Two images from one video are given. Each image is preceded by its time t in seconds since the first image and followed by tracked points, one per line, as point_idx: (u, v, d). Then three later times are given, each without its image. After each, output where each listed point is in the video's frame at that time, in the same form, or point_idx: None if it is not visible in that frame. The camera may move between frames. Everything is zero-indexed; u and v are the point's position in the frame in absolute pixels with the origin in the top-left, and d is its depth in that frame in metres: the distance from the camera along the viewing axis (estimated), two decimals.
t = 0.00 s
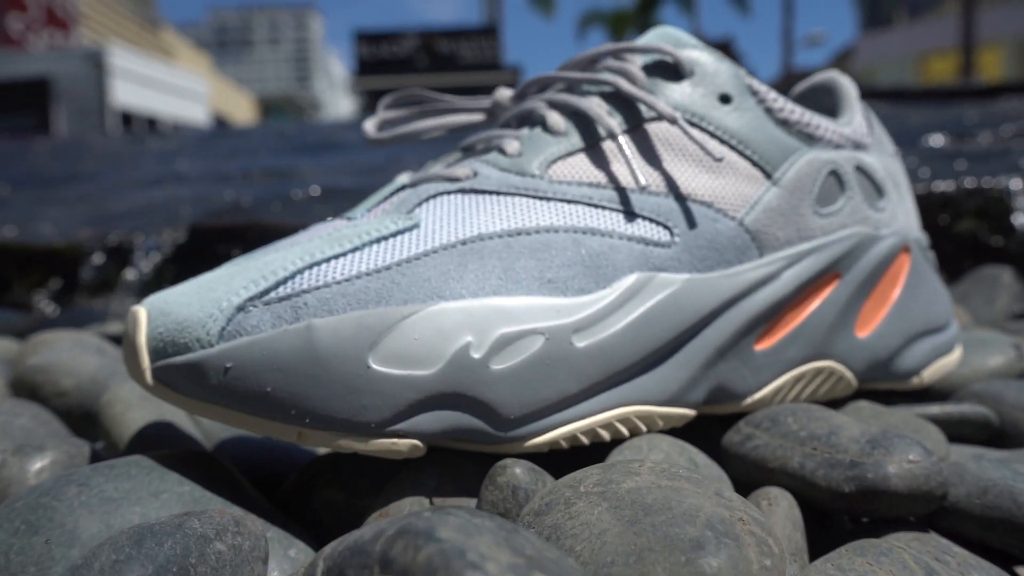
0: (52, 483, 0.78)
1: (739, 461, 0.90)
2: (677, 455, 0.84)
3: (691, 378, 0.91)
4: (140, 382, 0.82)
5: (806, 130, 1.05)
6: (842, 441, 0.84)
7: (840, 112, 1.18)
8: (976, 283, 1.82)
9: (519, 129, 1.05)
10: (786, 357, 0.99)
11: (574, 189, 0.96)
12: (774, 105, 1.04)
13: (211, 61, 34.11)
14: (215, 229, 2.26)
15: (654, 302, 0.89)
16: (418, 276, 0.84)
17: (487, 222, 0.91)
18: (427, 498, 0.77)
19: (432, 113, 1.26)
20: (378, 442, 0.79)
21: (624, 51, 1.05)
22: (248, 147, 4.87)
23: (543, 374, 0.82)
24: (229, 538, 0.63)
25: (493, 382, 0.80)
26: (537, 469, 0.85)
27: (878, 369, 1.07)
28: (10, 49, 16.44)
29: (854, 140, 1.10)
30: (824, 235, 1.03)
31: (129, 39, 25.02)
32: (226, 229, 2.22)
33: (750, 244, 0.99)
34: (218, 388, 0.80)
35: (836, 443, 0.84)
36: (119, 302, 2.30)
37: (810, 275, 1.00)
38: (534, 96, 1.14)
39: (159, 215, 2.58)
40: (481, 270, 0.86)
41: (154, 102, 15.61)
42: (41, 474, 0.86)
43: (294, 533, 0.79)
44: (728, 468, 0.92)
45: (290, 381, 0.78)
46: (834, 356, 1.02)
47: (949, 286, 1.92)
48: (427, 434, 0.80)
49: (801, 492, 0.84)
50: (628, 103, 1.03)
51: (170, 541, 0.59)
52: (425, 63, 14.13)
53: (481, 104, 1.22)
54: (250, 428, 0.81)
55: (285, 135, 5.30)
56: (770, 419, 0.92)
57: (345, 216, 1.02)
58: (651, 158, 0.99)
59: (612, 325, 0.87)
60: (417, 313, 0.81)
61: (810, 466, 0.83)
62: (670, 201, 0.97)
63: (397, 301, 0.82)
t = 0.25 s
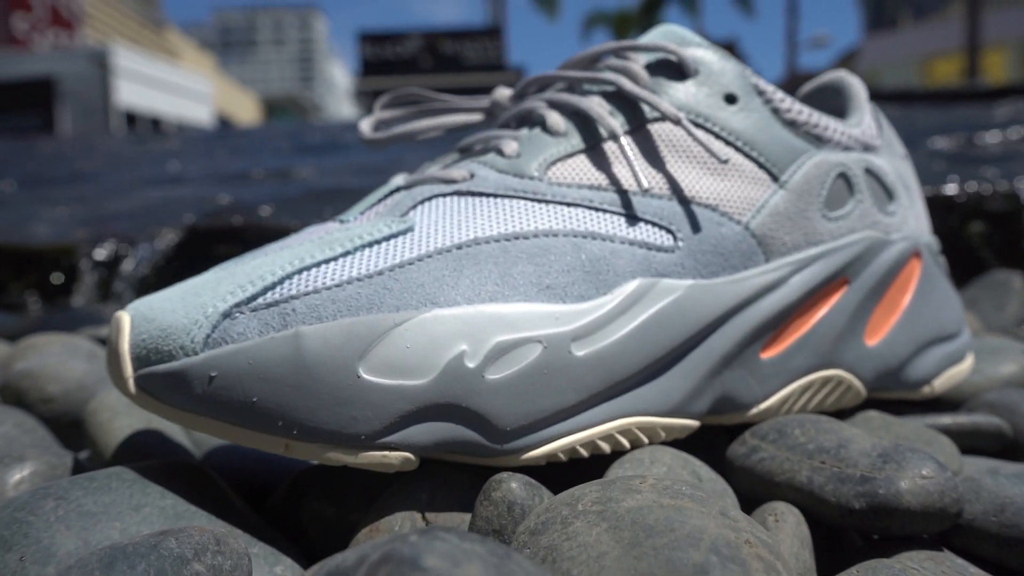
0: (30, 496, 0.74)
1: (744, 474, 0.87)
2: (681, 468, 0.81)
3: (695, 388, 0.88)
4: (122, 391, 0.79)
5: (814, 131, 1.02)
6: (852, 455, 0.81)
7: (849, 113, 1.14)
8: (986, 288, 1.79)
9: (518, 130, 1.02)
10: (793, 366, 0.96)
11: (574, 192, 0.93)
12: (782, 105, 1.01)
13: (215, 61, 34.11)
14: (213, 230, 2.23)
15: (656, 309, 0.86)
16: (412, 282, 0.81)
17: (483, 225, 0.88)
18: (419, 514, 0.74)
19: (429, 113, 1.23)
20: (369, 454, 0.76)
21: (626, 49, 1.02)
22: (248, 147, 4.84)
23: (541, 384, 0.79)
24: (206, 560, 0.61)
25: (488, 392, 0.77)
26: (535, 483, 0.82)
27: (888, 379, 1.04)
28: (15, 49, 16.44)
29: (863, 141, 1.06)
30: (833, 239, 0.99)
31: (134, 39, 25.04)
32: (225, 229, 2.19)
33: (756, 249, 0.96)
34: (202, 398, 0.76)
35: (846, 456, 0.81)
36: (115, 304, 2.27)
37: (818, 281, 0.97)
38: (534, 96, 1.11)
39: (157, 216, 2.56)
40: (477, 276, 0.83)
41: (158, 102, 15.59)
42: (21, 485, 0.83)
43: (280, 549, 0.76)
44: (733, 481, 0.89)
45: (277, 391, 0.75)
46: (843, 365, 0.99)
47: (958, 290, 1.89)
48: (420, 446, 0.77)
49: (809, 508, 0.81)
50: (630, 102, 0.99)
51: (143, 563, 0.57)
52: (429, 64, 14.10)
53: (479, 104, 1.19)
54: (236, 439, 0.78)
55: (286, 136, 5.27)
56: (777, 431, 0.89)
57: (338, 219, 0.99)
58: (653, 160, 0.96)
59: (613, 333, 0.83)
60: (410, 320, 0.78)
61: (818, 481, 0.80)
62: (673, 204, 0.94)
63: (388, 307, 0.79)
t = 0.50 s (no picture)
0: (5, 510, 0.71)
1: (749, 484, 0.84)
2: (683, 479, 0.78)
3: (698, 395, 0.85)
4: (104, 400, 0.76)
5: (820, 129, 0.99)
6: (861, 465, 0.78)
7: (855, 111, 1.11)
8: (994, 289, 1.75)
9: (516, 128, 0.99)
10: (799, 372, 0.93)
11: (573, 192, 0.90)
12: (787, 102, 0.98)
13: (217, 61, 34.04)
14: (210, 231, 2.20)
15: (658, 313, 0.83)
16: (403, 286, 0.78)
17: (479, 227, 0.85)
18: (411, 528, 0.71)
19: (425, 111, 1.20)
20: (358, 466, 0.73)
21: (627, 45, 0.99)
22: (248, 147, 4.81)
23: (537, 392, 0.76)
24: None
25: (483, 401, 0.74)
26: (532, 494, 0.79)
27: (897, 384, 1.01)
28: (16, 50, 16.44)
29: (870, 139, 1.03)
30: (840, 241, 0.96)
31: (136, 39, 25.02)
32: (222, 230, 2.16)
33: (761, 251, 0.92)
34: (186, 408, 0.73)
35: (855, 466, 0.78)
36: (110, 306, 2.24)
37: (825, 283, 0.93)
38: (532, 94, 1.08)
39: (153, 216, 2.53)
40: (471, 280, 0.80)
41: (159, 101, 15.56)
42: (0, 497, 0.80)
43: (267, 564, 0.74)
44: (738, 491, 0.86)
45: (263, 401, 0.72)
46: (850, 370, 0.96)
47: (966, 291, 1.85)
48: (412, 457, 0.74)
49: (817, 520, 0.78)
50: (630, 100, 0.96)
51: None
52: (430, 63, 14.05)
53: (476, 102, 1.16)
54: (221, 450, 0.75)
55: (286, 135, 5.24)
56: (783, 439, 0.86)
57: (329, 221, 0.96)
58: (654, 159, 0.93)
59: (613, 338, 0.80)
60: (401, 326, 0.75)
61: (826, 493, 0.77)
62: (675, 204, 0.91)
63: (380, 313, 0.76)
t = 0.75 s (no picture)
0: None
1: (752, 498, 0.81)
2: (683, 494, 0.75)
3: (699, 405, 0.82)
4: (83, 412, 0.74)
5: (825, 130, 0.96)
6: (868, 479, 0.75)
7: (861, 112, 1.08)
8: (1004, 291, 1.71)
9: (512, 129, 0.96)
10: (804, 380, 0.90)
11: (569, 195, 0.87)
12: (791, 103, 0.95)
13: (220, 60, 34.05)
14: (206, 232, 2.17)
15: (656, 321, 0.80)
16: (393, 294, 0.75)
17: (472, 232, 0.82)
18: (399, 547, 0.69)
19: (420, 111, 1.17)
20: (345, 481, 0.71)
21: (626, 44, 0.97)
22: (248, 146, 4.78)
23: (532, 404, 0.73)
24: None
25: (475, 415, 0.72)
26: (526, 509, 0.77)
27: (904, 392, 0.98)
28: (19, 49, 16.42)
29: (877, 141, 1.00)
30: (846, 245, 0.93)
31: (139, 38, 25.00)
32: (218, 232, 2.13)
33: (764, 256, 0.89)
34: (166, 421, 0.71)
35: (862, 481, 0.75)
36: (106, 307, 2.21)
37: (830, 289, 0.91)
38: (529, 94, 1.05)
39: (150, 217, 2.50)
40: (464, 287, 0.77)
41: (162, 100, 15.54)
42: None
43: None
44: (740, 505, 0.83)
45: (246, 414, 0.69)
46: (856, 378, 0.93)
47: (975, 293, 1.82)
48: (401, 473, 0.71)
49: (822, 537, 0.75)
50: (630, 100, 0.94)
51: None
52: (433, 62, 14.01)
53: (473, 102, 1.13)
54: (203, 464, 0.73)
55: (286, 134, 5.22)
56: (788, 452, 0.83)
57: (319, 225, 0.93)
58: (654, 161, 0.90)
59: (610, 348, 0.78)
60: (390, 336, 0.72)
61: (832, 508, 0.74)
62: (676, 208, 0.88)
63: (368, 322, 0.73)
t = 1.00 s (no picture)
0: None
1: (754, 511, 0.78)
2: (682, 508, 0.73)
3: (698, 415, 0.80)
4: (59, 423, 0.71)
5: (829, 130, 0.93)
6: (875, 493, 0.72)
7: (866, 112, 1.05)
8: (1011, 294, 1.68)
9: (507, 130, 0.93)
10: (807, 389, 0.87)
11: (566, 197, 0.84)
12: (794, 102, 0.93)
13: (222, 61, 34.05)
14: (202, 234, 2.14)
15: (655, 328, 0.77)
16: (382, 301, 0.73)
17: (464, 236, 0.79)
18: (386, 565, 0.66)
19: (414, 111, 1.14)
20: (330, 496, 0.68)
21: (625, 42, 0.94)
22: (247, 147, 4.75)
23: (525, 416, 0.71)
24: None
25: (466, 426, 0.69)
26: (519, 524, 0.74)
27: (910, 401, 0.95)
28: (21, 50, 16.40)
29: (882, 142, 0.98)
30: (850, 249, 0.91)
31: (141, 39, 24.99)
32: (215, 233, 2.10)
33: (767, 260, 0.87)
34: (144, 433, 0.68)
35: (869, 494, 0.72)
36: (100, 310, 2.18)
37: (834, 294, 0.88)
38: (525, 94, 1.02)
39: (145, 219, 2.47)
40: (455, 293, 0.74)
41: (164, 101, 15.51)
42: None
43: None
44: (742, 518, 0.80)
45: (227, 426, 0.67)
46: (861, 386, 0.90)
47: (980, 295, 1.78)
48: (388, 487, 0.68)
49: (826, 552, 0.72)
50: (628, 100, 0.91)
51: None
52: (435, 62, 13.97)
53: (467, 102, 1.10)
54: (183, 478, 0.70)
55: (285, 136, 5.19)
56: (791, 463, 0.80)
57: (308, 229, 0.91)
58: (653, 163, 0.88)
59: (606, 356, 0.75)
60: (378, 344, 0.70)
61: (837, 523, 0.71)
62: (675, 211, 0.85)
63: (356, 330, 0.71)
